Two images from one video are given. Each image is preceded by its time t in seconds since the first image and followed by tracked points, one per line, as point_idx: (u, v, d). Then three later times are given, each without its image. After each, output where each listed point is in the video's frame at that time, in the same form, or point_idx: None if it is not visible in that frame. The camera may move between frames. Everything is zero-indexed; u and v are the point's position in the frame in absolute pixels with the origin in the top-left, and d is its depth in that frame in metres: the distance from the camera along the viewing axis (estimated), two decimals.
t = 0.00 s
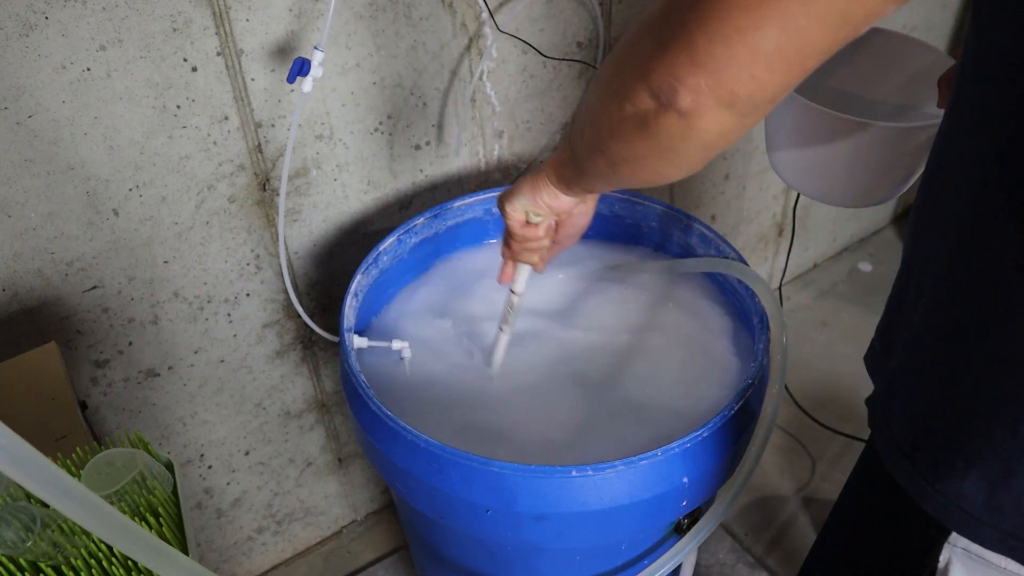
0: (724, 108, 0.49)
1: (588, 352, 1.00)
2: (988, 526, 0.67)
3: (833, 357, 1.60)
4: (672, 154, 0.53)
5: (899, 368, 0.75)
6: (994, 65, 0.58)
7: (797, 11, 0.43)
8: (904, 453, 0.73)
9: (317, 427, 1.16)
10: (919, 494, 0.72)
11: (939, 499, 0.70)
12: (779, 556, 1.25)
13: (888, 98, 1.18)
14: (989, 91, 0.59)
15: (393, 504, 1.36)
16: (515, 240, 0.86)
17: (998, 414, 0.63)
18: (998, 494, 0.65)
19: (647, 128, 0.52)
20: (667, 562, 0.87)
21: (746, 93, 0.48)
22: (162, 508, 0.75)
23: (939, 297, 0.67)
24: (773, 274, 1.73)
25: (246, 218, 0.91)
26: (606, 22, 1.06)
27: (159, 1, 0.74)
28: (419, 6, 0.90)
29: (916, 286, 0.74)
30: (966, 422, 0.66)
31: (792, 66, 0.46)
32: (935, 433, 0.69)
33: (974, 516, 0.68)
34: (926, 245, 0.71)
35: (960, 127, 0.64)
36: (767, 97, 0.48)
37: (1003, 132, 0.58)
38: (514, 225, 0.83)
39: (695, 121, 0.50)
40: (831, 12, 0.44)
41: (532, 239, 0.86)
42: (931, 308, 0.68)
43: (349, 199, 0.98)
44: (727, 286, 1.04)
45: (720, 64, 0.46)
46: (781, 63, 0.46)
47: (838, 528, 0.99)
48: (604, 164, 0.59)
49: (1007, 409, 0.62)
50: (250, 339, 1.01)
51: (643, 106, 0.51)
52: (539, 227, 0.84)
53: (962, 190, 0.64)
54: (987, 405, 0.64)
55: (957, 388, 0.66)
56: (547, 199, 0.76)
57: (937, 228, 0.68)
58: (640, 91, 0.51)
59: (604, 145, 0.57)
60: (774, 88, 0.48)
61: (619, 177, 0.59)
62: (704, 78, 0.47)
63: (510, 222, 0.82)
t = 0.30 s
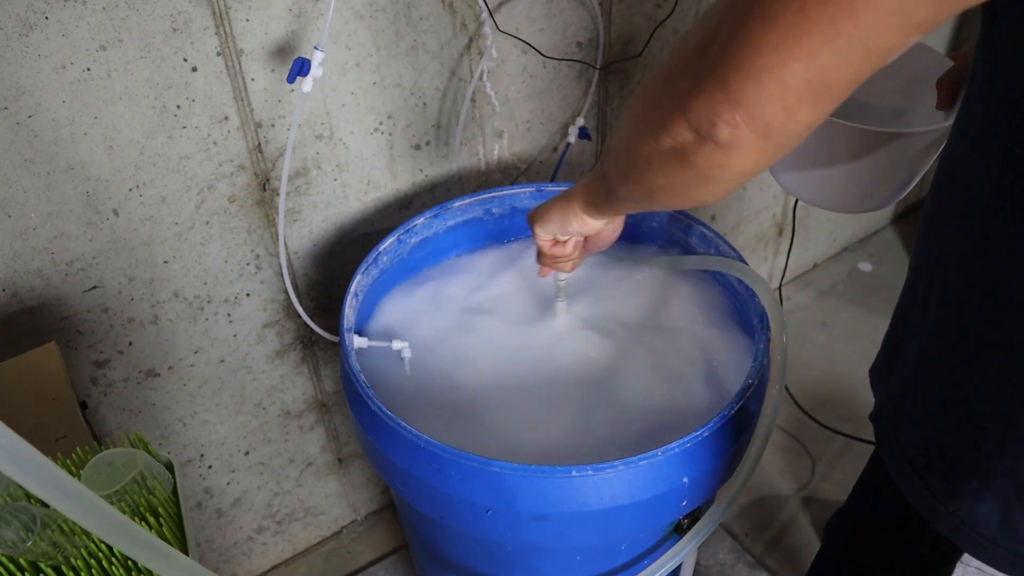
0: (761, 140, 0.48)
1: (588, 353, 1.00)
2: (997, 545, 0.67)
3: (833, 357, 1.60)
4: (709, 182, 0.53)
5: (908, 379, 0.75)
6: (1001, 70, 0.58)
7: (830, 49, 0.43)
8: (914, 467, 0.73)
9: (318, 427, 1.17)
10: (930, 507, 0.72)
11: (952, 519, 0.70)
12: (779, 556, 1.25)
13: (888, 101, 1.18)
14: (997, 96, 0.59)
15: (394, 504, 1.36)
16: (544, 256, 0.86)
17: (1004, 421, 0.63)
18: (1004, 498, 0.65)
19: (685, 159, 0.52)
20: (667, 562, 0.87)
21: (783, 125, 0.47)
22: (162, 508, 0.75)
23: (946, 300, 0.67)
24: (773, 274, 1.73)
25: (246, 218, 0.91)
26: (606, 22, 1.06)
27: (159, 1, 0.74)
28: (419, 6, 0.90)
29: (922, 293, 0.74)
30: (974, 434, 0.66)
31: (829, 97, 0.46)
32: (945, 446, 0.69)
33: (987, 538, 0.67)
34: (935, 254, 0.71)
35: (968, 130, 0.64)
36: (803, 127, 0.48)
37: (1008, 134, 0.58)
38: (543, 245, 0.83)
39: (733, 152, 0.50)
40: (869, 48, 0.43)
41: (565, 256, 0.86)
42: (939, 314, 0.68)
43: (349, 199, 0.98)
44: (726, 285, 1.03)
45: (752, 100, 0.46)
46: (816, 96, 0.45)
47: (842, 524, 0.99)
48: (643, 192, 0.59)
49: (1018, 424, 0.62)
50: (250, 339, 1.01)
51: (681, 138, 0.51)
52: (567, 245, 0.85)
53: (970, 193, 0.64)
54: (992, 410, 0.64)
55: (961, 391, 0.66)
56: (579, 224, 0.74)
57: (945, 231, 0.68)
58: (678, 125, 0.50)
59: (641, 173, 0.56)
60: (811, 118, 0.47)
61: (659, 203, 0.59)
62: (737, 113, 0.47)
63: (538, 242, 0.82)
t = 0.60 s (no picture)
0: (770, 142, 0.48)
1: (588, 352, 1.01)
2: (997, 543, 0.67)
3: (833, 357, 1.60)
4: (720, 191, 0.53)
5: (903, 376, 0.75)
6: (994, 70, 0.58)
7: (830, 44, 0.43)
8: (911, 466, 0.73)
9: (317, 427, 1.17)
10: (927, 505, 0.71)
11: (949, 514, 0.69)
12: (779, 556, 1.25)
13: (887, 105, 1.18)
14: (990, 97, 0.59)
15: (394, 504, 1.36)
16: (604, 303, 0.84)
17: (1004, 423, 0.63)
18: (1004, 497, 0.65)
19: (696, 168, 0.52)
20: (667, 562, 0.87)
21: (790, 125, 0.47)
22: (162, 508, 0.75)
23: (943, 300, 0.67)
24: (774, 273, 1.73)
25: (246, 218, 0.91)
26: (606, 22, 1.06)
27: (159, 1, 0.74)
28: (419, 6, 0.90)
29: (915, 289, 0.74)
30: (974, 435, 0.66)
31: (835, 95, 0.46)
32: (942, 445, 0.69)
33: (986, 535, 0.68)
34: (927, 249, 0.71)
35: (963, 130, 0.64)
36: (812, 127, 0.47)
37: (1004, 136, 0.58)
38: (600, 293, 0.81)
39: (742, 156, 0.49)
40: (870, 42, 0.43)
41: (626, 296, 0.84)
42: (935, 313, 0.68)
43: (349, 199, 0.98)
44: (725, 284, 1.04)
45: (758, 99, 0.46)
46: (822, 94, 0.45)
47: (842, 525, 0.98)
48: (655, 207, 0.58)
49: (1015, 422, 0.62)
50: (250, 339, 1.01)
51: (691, 144, 0.51)
52: (623, 284, 0.82)
53: (963, 193, 0.64)
54: (990, 410, 0.64)
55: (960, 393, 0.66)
56: (619, 259, 0.73)
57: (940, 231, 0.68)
58: (687, 129, 0.50)
59: (652, 187, 0.56)
60: (818, 118, 0.47)
61: (673, 219, 0.59)
62: (744, 113, 0.47)
63: (593, 294, 0.80)
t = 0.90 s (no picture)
0: (759, 143, 0.48)
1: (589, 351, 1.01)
2: (997, 533, 0.67)
3: (834, 357, 1.60)
4: (708, 201, 0.52)
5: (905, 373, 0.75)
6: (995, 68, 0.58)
7: (815, 41, 0.43)
8: (912, 459, 0.73)
9: (318, 427, 1.17)
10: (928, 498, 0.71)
11: (951, 511, 0.69)
12: (779, 556, 1.25)
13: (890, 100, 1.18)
14: (990, 93, 0.59)
15: (394, 504, 1.36)
16: (572, 335, 0.80)
17: (1001, 418, 0.63)
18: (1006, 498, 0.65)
19: (683, 176, 0.51)
20: (667, 562, 0.87)
21: (775, 126, 0.47)
22: (162, 508, 0.75)
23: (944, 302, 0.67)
24: (773, 274, 1.73)
25: (246, 218, 0.91)
26: (606, 22, 1.06)
27: (159, 1, 0.74)
28: (419, 6, 0.90)
29: (917, 288, 0.74)
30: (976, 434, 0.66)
31: (821, 94, 0.46)
32: (941, 439, 0.69)
33: (985, 525, 0.67)
34: (930, 248, 0.71)
35: (961, 126, 0.64)
36: (800, 128, 0.48)
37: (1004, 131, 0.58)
38: (570, 324, 0.77)
39: (728, 161, 0.49)
40: (854, 39, 0.43)
41: (596, 332, 0.79)
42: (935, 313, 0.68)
43: (349, 199, 0.98)
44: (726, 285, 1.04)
45: (745, 99, 0.46)
46: (810, 93, 0.46)
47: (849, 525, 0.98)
48: (641, 224, 0.58)
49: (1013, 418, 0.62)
50: (250, 339, 1.01)
51: (677, 151, 0.50)
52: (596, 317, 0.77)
53: (963, 191, 0.64)
54: (990, 409, 0.64)
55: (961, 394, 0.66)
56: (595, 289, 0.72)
57: (941, 230, 0.68)
58: (672, 136, 0.50)
59: (638, 200, 0.56)
60: (806, 118, 0.47)
61: (659, 237, 0.58)
62: (732, 115, 0.47)
63: (564, 324, 0.76)
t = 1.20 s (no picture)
0: (762, 158, 0.49)
1: (591, 351, 1.01)
2: (995, 536, 0.67)
3: (834, 357, 1.60)
4: (711, 205, 0.53)
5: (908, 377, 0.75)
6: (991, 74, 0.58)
7: (817, 65, 0.44)
8: (910, 461, 0.73)
9: (318, 427, 1.17)
10: (925, 501, 0.72)
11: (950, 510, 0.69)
12: (779, 556, 1.25)
13: (884, 107, 1.18)
14: (986, 97, 0.59)
15: (394, 504, 1.36)
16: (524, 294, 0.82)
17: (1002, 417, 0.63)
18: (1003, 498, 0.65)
19: (687, 186, 0.52)
20: (667, 562, 0.87)
21: (779, 139, 0.48)
22: (162, 508, 0.75)
23: (943, 302, 0.67)
24: (773, 274, 1.73)
25: (246, 218, 0.91)
26: (606, 22, 1.07)
27: (159, 1, 0.74)
28: (419, 6, 0.90)
29: (919, 293, 0.74)
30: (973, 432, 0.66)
31: (822, 110, 0.46)
32: (941, 440, 0.69)
33: (982, 527, 0.67)
34: (930, 249, 0.71)
35: (959, 131, 0.64)
36: (801, 142, 0.48)
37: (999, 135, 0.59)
38: (533, 287, 0.79)
39: (733, 173, 0.50)
40: (855, 59, 0.44)
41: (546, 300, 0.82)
42: (937, 314, 0.68)
43: (349, 199, 0.99)
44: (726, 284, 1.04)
45: (749, 119, 0.46)
46: (811, 111, 0.46)
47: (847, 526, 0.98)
48: (641, 222, 0.59)
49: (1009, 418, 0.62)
50: (250, 339, 1.01)
51: (681, 164, 0.51)
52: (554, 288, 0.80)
53: (962, 193, 0.64)
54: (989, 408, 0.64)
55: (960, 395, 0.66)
56: (568, 266, 0.74)
57: (940, 231, 0.68)
58: (677, 150, 0.51)
59: (644, 204, 0.56)
60: (806, 132, 0.48)
61: (658, 233, 0.59)
62: (735, 133, 0.48)
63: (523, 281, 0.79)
